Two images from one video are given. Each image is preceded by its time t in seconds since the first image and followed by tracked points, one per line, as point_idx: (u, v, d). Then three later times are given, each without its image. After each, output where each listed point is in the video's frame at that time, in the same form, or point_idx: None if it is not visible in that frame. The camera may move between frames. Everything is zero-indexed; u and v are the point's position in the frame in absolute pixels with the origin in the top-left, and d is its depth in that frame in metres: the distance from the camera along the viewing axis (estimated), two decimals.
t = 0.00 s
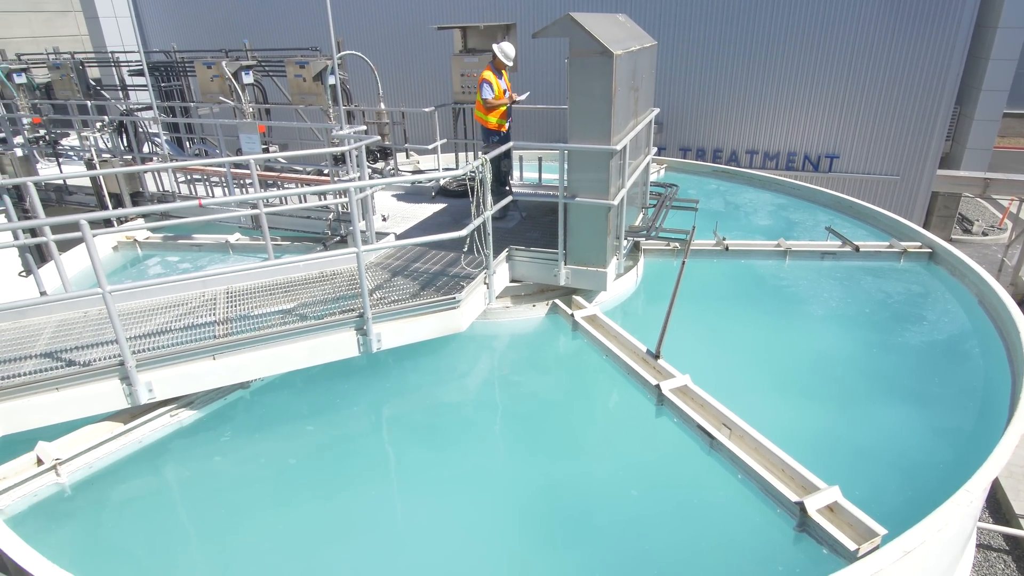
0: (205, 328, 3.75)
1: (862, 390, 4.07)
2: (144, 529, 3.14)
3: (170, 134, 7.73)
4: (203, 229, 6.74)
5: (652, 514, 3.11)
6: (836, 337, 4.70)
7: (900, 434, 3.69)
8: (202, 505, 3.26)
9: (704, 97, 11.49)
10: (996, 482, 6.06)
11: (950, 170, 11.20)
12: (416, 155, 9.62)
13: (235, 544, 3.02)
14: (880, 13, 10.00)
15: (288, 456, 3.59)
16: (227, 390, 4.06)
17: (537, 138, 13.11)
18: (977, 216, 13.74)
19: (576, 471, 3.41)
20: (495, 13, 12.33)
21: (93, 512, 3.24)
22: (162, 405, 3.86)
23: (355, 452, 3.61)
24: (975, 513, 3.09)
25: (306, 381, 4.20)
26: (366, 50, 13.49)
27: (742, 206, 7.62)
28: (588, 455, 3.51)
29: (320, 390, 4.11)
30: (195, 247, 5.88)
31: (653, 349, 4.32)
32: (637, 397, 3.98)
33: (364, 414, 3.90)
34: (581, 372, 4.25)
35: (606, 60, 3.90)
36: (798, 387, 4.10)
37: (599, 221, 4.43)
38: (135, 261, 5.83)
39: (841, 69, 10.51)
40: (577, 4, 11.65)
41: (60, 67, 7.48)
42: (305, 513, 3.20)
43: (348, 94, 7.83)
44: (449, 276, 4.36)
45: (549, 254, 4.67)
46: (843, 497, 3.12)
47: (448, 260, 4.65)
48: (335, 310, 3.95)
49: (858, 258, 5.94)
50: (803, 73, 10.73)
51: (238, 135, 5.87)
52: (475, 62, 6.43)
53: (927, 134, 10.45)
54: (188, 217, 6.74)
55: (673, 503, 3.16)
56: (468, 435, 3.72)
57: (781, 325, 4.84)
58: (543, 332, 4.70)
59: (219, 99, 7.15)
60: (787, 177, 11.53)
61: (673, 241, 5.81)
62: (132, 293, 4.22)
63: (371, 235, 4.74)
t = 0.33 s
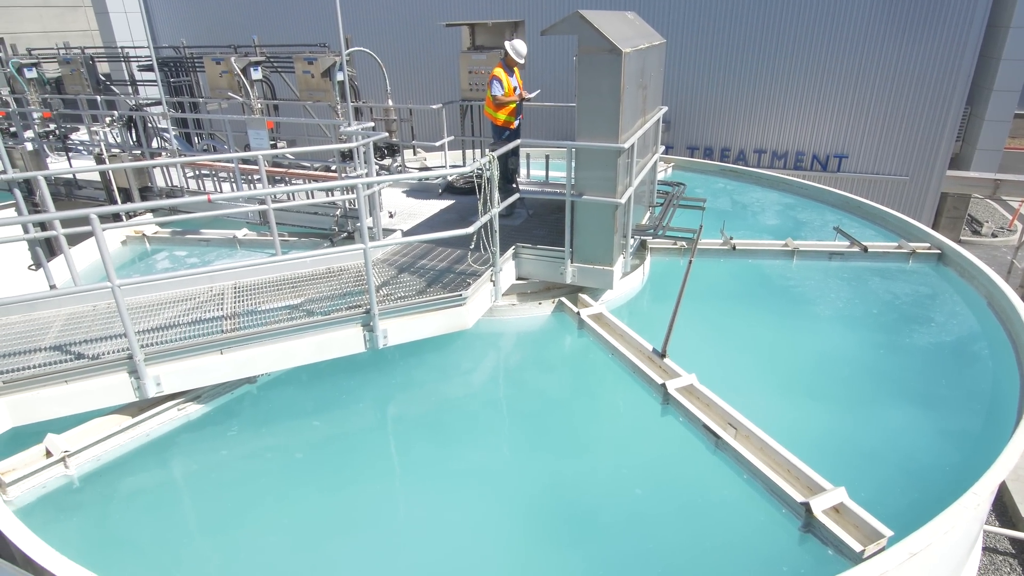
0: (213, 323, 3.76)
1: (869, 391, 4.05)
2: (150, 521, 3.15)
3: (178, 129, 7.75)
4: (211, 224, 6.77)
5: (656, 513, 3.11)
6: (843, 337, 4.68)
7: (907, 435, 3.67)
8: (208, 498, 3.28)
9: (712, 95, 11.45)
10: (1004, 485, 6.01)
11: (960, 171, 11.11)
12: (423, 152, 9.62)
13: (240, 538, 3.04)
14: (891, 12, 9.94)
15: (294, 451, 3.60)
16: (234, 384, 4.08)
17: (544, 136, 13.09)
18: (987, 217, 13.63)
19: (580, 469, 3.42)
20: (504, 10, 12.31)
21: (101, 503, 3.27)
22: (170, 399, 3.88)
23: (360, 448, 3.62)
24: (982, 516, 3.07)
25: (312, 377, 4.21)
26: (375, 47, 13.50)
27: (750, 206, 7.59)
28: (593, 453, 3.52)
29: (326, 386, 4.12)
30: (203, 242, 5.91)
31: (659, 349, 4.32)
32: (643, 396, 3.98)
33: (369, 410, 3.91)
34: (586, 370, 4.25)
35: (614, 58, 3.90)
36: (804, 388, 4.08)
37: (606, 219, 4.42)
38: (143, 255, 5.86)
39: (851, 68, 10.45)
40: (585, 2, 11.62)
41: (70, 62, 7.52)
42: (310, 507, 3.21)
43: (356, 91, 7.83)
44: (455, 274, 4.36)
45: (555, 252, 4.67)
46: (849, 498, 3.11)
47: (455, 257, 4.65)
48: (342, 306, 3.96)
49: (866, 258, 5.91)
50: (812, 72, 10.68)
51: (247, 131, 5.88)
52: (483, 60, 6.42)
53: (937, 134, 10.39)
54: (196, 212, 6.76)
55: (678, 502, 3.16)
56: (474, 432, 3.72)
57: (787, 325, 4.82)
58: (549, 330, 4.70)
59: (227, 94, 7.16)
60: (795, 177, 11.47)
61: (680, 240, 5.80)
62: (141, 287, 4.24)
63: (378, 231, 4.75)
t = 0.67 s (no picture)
0: (217, 320, 3.78)
1: (873, 392, 4.04)
2: (155, 516, 3.17)
3: (184, 126, 7.78)
4: (216, 221, 6.79)
5: (659, 513, 3.11)
6: (848, 338, 4.67)
7: (911, 437, 3.67)
8: (213, 493, 3.30)
9: (718, 95, 11.42)
10: (1008, 487, 5.99)
11: (966, 172, 11.07)
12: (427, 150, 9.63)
13: (244, 534, 3.05)
14: (898, 12, 9.89)
15: (298, 447, 3.62)
16: (239, 381, 4.09)
17: (549, 134, 13.08)
18: (993, 219, 13.57)
19: (583, 467, 3.42)
20: (510, 8, 12.31)
21: (106, 498, 3.28)
22: (175, 395, 3.90)
23: (364, 446, 3.63)
24: (986, 519, 3.07)
25: (316, 373, 4.22)
26: (380, 45, 13.51)
27: (754, 206, 7.58)
28: (597, 452, 3.52)
29: (329, 383, 4.13)
30: (208, 239, 5.93)
31: (664, 348, 4.31)
32: (646, 395, 3.98)
33: (373, 408, 3.92)
34: (590, 369, 4.25)
35: (621, 57, 3.89)
36: (808, 388, 4.08)
37: (611, 219, 4.42)
38: (148, 251, 5.88)
39: (858, 69, 10.41)
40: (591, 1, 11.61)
41: (77, 58, 7.54)
42: (314, 504, 3.22)
43: (361, 89, 7.84)
44: (459, 272, 4.37)
45: (560, 251, 4.67)
46: (853, 499, 3.11)
47: (459, 255, 4.66)
48: (347, 304, 3.97)
49: (872, 259, 5.90)
50: (818, 72, 10.65)
51: (252, 128, 5.88)
52: (489, 59, 6.43)
53: (944, 135, 10.35)
54: (202, 209, 6.79)
55: (681, 502, 3.16)
56: (477, 430, 3.73)
57: (791, 326, 4.82)
58: (553, 329, 4.70)
59: (233, 92, 7.19)
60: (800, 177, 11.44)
61: (685, 240, 5.79)
62: (147, 283, 4.26)
63: (383, 229, 4.75)
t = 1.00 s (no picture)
0: (219, 317, 3.78)
1: (875, 393, 4.04)
2: (157, 512, 3.18)
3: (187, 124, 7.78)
4: (218, 219, 6.79)
5: (660, 512, 3.11)
6: (849, 338, 4.66)
7: (913, 437, 3.67)
8: (214, 491, 3.31)
9: (720, 94, 11.40)
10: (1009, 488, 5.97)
11: (968, 172, 11.06)
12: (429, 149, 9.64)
13: (246, 531, 3.06)
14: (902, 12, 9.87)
15: (299, 445, 3.62)
16: (241, 378, 4.10)
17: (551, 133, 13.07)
18: (995, 220, 13.55)
19: (584, 466, 3.42)
20: (512, 7, 12.31)
21: (109, 495, 3.29)
22: (178, 392, 3.91)
23: (366, 444, 3.63)
24: (987, 520, 3.07)
25: (318, 371, 4.23)
26: (382, 44, 13.51)
27: (756, 205, 7.57)
28: (598, 451, 3.52)
29: (331, 382, 4.13)
30: (210, 237, 5.93)
31: (665, 348, 4.31)
32: (647, 395, 3.98)
33: (375, 406, 3.92)
34: (591, 368, 4.25)
35: (623, 56, 3.89)
36: (809, 389, 4.07)
37: (613, 218, 4.42)
38: (151, 249, 5.89)
39: (861, 68, 10.39)
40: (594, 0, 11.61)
41: (80, 55, 7.55)
42: (316, 502, 3.23)
43: (363, 87, 7.85)
44: (461, 270, 4.37)
45: (562, 251, 4.66)
46: (855, 499, 3.11)
47: (461, 254, 4.66)
48: (349, 302, 3.97)
49: (874, 259, 5.89)
50: (822, 72, 10.63)
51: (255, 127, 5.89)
52: (491, 58, 6.41)
53: (947, 135, 10.34)
54: (204, 207, 6.79)
55: (683, 501, 3.16)
56: (478, 429, 3.73)
57: (793, 325, 4.82)
58: (554, 328, 4.70)
59: (236, 90, 7.19)
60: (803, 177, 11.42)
61: (687, 240, 5.79)
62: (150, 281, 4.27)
63: (385, 227, 4.76)
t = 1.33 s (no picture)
0: (219, 316, 3.78)
1: (874, 391, 4.05)
2: (158, 511, 3.18)
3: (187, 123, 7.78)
4: (218, 218, 6.78)
5: (660, 511, 3.11)
6: (849, 337, 4.66)
7: (913, 436, 3.66)
8: (214, 489, 3.31)
9: (721, 93, 11.40)
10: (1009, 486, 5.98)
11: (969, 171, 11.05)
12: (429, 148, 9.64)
13: (246, 530, 3.06)
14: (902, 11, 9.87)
15: (299, 443, 3.63)
16: (242, 377, 4.10)
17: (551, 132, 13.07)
18: (995, 219, 13.54)
19: (584, 465, 3.42)
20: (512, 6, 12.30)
21: (110, 493, 3.30)
22: (178, 391, 3.91)
23: (366, 443, 3.63)
24: (986, 518, 3.07)
25: (319, 370, 4.23)
26: (383, 43, 13.50)
27: (756, 204, 7.56)
28: (598, 450, 3.52)
29: (331, 380, 4.14)
30: (210, 236, 5.92)
31: (665, 347, 4.31)
32: (647, 393, 3.98)
33: (374, 405, 3.92)
34: (591, 367, 4.25)
35: (624, 55, 3.88)
36: (809, 387, 4.07)
37: (613, 217, 4.42)
38: (151, 248, 5.89)
39: (862, 68, 10.39)
40: None
41: (80, 54, 7.56)
42: (316, 501, 3.23)
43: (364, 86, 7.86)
44: (462, 269, 4.37)
45: (562, 249, 4.67)
46: (855, 498, 3.11)
47: (462, 252, 4.66)
48: (349, 301, 3.98)
49: (874, 258, 5.89)
50: (823, 71, 10.62)
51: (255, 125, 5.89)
52: (492, 57, 6.41)
53: (947, 134, 10.35)
54: (204, 206, 6.79)
55: (683, 500, 3.16)
56: (478, 427, 3.73)
57: (793, 324, 4.81)
58: (554, 327, 4.70)
59: (236, 89, 7.18)
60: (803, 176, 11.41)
61: (688, 239, 5.79)
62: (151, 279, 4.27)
63: (385, 226, 4.75)
